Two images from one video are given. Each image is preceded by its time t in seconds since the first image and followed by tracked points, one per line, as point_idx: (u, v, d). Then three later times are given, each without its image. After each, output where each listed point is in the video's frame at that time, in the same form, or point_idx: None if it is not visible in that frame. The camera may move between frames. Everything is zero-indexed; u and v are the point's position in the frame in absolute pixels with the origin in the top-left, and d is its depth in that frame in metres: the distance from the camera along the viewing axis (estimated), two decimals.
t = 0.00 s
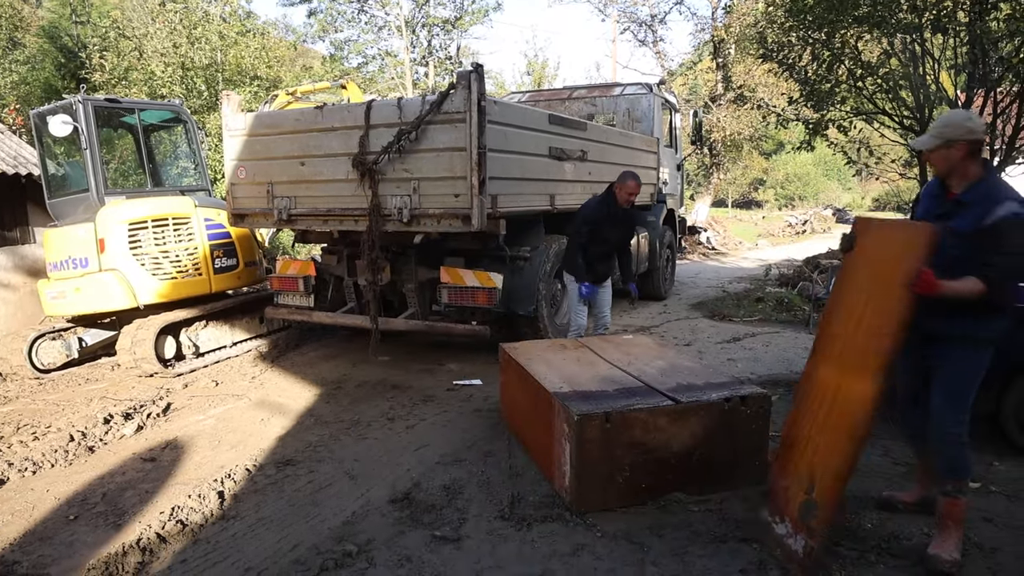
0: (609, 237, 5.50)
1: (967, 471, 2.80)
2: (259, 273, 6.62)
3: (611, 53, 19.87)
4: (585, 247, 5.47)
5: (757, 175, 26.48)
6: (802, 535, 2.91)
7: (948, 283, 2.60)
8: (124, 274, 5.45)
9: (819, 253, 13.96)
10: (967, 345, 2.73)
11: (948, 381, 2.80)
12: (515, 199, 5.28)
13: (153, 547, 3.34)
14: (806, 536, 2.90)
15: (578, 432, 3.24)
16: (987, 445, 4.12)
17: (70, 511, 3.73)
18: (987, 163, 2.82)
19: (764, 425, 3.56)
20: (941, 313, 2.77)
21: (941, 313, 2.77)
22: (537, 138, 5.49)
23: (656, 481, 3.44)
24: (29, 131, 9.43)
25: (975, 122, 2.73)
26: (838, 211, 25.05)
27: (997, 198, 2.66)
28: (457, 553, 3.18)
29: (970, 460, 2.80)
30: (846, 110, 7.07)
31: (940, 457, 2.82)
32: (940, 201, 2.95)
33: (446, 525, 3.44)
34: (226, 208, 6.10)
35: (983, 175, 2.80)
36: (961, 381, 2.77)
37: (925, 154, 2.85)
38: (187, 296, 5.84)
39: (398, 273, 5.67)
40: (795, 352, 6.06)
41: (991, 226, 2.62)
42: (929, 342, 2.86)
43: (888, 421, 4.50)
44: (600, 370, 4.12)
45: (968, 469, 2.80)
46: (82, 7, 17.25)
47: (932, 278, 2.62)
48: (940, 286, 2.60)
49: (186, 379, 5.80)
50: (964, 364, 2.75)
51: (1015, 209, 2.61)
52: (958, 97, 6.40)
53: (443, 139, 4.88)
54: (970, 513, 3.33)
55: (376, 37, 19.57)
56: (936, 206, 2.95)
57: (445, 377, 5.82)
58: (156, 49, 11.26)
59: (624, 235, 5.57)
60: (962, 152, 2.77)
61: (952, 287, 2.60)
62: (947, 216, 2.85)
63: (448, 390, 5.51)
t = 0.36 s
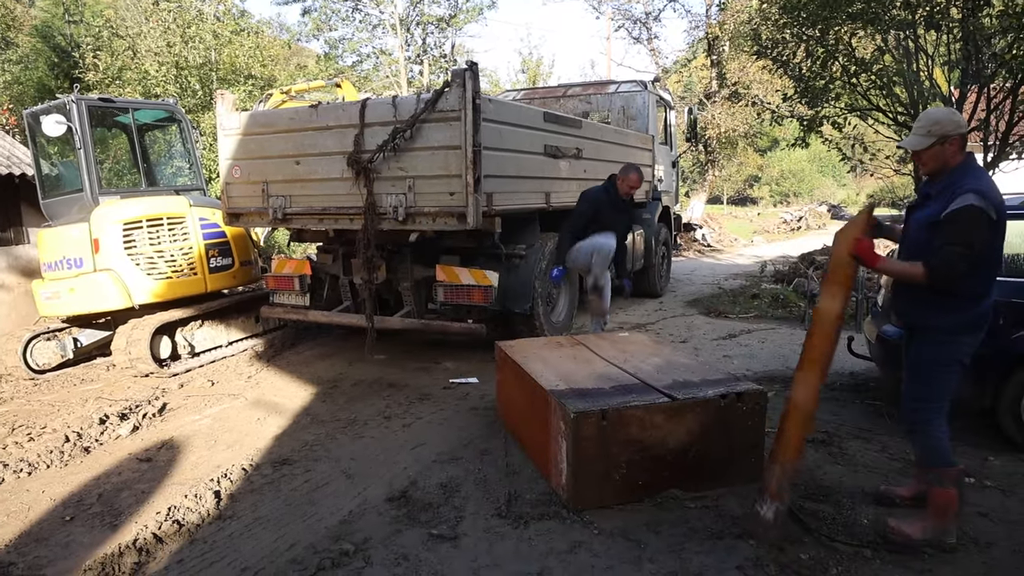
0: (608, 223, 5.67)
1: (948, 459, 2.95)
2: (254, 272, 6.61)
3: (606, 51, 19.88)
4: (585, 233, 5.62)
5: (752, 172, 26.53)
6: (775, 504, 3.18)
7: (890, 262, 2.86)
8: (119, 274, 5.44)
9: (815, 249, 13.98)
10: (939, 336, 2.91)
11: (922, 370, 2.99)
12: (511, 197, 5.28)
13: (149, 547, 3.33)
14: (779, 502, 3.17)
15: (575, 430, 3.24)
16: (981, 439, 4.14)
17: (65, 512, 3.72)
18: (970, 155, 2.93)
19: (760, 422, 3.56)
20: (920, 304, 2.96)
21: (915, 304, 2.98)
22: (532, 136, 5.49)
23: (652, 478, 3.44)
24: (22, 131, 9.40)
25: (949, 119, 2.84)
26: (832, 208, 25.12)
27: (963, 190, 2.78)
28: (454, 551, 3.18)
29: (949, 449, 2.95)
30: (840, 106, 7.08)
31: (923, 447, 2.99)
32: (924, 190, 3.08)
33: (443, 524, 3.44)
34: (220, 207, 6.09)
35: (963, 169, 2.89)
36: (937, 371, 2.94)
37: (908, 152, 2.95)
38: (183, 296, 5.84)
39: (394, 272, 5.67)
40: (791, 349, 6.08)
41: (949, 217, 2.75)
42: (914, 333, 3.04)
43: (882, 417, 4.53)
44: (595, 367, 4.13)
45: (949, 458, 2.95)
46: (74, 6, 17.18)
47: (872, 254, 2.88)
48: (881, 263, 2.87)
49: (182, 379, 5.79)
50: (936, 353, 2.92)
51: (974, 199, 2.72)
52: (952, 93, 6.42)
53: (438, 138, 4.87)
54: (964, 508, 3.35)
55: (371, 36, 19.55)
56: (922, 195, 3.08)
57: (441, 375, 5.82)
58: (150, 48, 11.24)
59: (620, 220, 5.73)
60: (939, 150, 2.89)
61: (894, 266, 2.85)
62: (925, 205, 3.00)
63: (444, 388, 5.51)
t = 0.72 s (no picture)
0: (604, 219, 5.74)
1: (938, 457, 2.97)
2: (252, 271, 6.62)
3: (602, 49, 19.88)
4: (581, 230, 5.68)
5: (749, 170, 26.54)
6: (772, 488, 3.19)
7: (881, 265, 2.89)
8: (116, 273, 5.44)
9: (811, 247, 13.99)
10: (927, 338, 2.91)
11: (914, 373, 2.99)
12: (507, 196, 5.28)
13: (147, 546, 3.33)
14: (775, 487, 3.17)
15: (572, 428, 3.24)
16: (978, 436, 4.15)
17: (63, 511, 3.71)
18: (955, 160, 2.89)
19: (757, 419, 3.56)
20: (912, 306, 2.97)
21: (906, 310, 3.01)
22: (528, 134, 5.49)
23: (649, 476, 3.44)
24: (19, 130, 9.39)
25: (929, 130, 2.81)
26: (830, 206, 25.14)
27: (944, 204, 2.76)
28: (452, 549, 3.18)
29: (941, 448, 2.98)
30: (836, 104, 7.09)
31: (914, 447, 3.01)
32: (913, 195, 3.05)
33: (440, 522, 3.44)
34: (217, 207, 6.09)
35: (950, 178, 2.84)
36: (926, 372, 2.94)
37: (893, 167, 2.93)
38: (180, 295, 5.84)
39: (391, 270, 5.67)
40: (787, 346, 6.08)
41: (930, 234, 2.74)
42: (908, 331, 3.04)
43: (878, 414, 4.53)
44: (592, 365, 4.13)
45: (939, 457, 2.97)
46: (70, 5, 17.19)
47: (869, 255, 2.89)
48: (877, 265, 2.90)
49: (179, 378, 5.80)
50: (925, 355, 2.92)
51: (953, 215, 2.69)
52: (948, 91, 6.43)
53: (434, 137, 4.88)
54: (962, 505, 3.35)
55: (367, 34, 19.55)
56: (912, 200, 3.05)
57: (438, 374, 5.82)
58: (146, 48, 11.25)
59: (615, 215, 5.80)
60: (920, 161, 2.87)
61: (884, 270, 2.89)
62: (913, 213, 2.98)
63: (441, 387, 5.51)
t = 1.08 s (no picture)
0: (609, 221, 5.79)
1: (940, 458, 2.97)
2: (249, 270, 6.62)
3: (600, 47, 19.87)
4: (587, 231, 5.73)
5: (748, 168, 26.52)
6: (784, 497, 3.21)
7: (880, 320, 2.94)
8: (114, 272, 5.44)
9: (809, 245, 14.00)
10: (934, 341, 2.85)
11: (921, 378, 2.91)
12: (505, 194, 5.28)
13: (145, 545, 3.33)
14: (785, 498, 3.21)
15: (570, 427, 3.24)
16: (977, 434, 4.15)
17: (61, 510, 3.72)
18: (913, 178, 2.85)
19: (755, 418, 3.56)
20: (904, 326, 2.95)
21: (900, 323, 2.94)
22: (526, 132, 5.49)
23: (647, 474, 3.44)
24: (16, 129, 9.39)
25: (870, 161, 2.80)
26: (827, 203, 25.15)
27: (903, 234, 2.71)
28: (450, 548, 3.19)
29: (939, 449, 2.98)
30: (834, 102, 7.09)
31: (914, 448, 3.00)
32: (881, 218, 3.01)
33: (438, 520, 3.45)
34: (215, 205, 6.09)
35: (909, 201, 2.80)
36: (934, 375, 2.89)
37: (848, 198, 2.94)
38: (178, 294, 5.83)
39: (389, 269, 5.67)
40: (785, 345, 6.09)
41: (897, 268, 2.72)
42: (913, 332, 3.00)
43: (876, 412, 4.54)
44: (590, 363, 4.14)
45: (940, 458, 2.97)
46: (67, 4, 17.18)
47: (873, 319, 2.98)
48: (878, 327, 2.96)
49: (177, 376, 5.80)
50: (932, 359, 2.86)
51: (913, 246, 2.64)
52: (946, 89, 6.43)
53: (432, 135, 4.87)
54: (961, 503, 3.35)
55: (364, 33, 19.53)
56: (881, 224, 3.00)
57: (436, 372, 5.82)
58: (143, 46, 11.25)
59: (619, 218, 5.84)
60: (872, 191, 2.87)
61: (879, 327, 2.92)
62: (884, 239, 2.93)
63: (439, 385, 5.52)
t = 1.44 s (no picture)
0: (616, 221, 5.82)
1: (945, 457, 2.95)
2: (248, 268, 6.62)
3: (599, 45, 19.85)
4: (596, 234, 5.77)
5: (747, 165, 26.50)
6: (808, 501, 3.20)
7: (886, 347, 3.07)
8: (113, 270, 5.44)
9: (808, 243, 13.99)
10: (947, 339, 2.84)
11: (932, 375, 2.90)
12: (504, 192, 5.28)
13: (144, 543, 3.33)
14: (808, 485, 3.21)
15: (569, 424, 3.24)
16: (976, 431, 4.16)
17: (60, 508, 3.72)
18: (891, 197, 2.84)
19: (753, 416, 3.56)
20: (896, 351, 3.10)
21: (900, 334, 2.92)
22: (525, 130, 5.49)
23: (646, 472, 3.45)
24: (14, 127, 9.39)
25: (849, 187, 2.85)
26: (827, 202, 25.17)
27: (885, 257, 2.74)
28: (449, 545, 3.19)
29: (944, 447, 2.94)
30: (833, 100, 7.08)
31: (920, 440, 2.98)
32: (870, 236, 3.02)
33: (437, 518, 3.45)
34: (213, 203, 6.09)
35: (889, 222, 2.81)
36: (944, 372, 2.88)
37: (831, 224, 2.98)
38: (176, 292, 5.83)
39: (387, 267, 5.68)
40: (783, 343, 6.10)
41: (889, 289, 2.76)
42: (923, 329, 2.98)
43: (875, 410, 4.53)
44: (588, 360, 4.14)
45: (944, 457, 2.95)
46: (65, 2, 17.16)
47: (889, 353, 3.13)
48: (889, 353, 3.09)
49: (176, 374, 5.80)
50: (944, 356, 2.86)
51: (895, 271, 2.68)
52: (945, 86, 6.44)
53: (430, 133, 4.87)
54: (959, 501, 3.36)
55: (363, 31, 19.51)
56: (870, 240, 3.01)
57: (435, 370, 5.83)
58: (141, 44, 11.25)
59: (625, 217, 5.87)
60: (853, 216, 2.92)
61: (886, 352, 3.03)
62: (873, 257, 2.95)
63: (438, 383, 5.52)
